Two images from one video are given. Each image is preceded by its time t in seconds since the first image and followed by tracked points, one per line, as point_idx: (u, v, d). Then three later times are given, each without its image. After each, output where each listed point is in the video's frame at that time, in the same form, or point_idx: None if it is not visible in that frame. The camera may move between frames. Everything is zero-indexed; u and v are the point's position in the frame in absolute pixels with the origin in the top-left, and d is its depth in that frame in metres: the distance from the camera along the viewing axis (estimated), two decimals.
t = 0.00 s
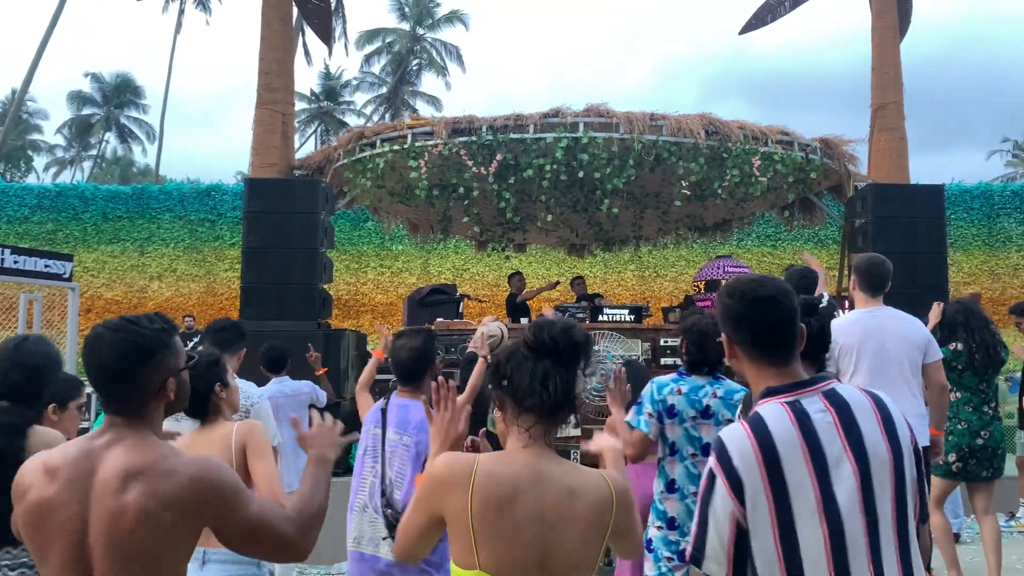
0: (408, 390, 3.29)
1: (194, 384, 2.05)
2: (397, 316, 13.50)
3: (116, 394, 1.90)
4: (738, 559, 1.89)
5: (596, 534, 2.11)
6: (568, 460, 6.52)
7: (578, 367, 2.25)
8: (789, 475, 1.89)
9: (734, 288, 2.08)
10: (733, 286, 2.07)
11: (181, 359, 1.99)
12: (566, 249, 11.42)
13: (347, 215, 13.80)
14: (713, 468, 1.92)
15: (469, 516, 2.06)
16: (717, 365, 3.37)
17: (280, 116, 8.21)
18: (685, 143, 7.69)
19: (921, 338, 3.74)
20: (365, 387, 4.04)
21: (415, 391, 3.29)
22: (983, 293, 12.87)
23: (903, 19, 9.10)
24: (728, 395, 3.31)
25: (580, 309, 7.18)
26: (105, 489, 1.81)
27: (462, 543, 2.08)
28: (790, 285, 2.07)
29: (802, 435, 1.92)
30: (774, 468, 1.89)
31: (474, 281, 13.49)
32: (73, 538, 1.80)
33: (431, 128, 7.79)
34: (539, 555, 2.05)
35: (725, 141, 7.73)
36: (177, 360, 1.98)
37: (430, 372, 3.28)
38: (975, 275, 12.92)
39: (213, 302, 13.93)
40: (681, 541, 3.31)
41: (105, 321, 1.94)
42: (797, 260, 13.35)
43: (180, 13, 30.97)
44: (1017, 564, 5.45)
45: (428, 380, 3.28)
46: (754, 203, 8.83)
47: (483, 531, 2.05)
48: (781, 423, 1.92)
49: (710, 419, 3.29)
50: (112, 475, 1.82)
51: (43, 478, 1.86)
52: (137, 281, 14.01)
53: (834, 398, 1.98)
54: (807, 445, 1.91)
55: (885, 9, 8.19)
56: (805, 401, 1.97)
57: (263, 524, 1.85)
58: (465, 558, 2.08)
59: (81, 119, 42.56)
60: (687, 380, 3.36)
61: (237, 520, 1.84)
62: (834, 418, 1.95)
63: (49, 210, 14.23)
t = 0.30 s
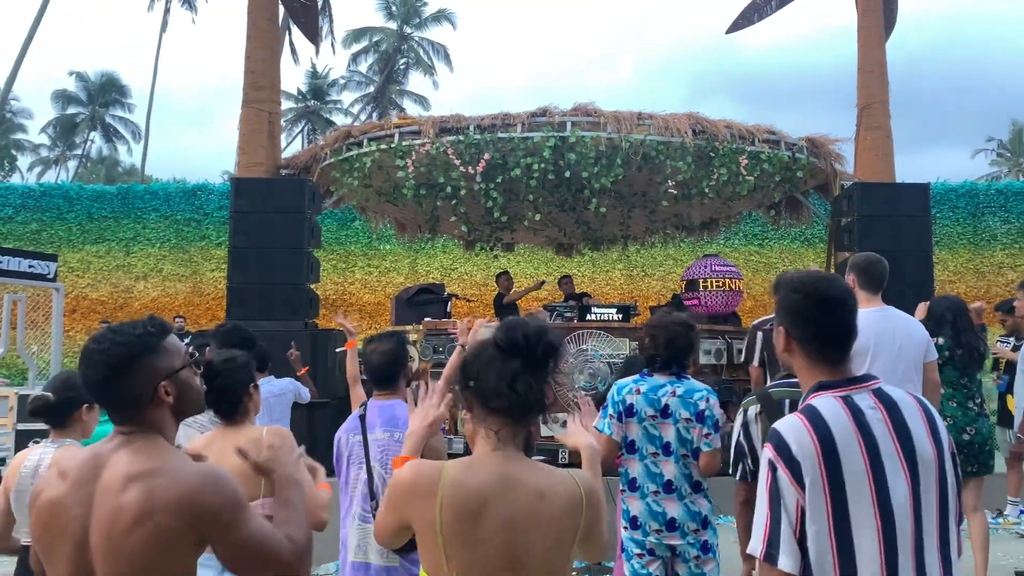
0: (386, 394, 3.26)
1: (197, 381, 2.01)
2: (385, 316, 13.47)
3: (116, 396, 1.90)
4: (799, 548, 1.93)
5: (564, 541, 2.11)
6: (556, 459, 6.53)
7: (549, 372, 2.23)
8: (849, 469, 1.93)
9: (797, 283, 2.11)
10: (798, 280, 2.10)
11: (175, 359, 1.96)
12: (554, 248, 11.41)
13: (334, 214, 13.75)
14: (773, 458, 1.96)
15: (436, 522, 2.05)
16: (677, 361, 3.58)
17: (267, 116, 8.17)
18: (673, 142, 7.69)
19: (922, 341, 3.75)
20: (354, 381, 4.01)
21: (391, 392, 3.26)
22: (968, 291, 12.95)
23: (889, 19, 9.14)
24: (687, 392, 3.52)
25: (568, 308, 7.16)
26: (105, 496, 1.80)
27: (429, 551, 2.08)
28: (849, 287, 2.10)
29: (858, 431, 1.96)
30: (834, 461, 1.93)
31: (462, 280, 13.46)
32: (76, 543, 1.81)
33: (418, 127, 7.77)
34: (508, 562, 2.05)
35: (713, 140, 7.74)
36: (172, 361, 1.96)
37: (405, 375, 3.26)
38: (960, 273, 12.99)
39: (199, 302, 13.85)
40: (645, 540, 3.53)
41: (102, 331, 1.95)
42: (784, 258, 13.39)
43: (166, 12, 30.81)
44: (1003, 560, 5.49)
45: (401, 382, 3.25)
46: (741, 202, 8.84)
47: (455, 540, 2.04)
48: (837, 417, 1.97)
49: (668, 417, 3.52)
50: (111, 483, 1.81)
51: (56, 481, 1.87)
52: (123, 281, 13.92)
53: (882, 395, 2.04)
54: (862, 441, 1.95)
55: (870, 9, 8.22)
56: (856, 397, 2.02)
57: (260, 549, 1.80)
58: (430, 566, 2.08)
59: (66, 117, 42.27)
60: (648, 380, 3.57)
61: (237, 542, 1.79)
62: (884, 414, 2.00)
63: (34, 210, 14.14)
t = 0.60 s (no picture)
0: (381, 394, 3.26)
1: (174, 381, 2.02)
2: (377, 314, 13.45)
3: (94, 395, 1.87)
4: (793, 522, 2.03)
5: (510, 534, 1.96)
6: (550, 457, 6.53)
7: (499, 344, 2.08)
8: (848, 458, 1.99)
9: (846, 271, 2.10)
10: (847, 269, 2.09)
11: (161, 359, 1.96)
12: (546, 246, 11.40)
13: (326, 212, 13.74)
14: (776, 433, 2.06)
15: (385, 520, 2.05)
16: (665, 353, 3.57)
17: (257, 114, 8.14)
18: (664, 139, 7.70)
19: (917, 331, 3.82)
20: (345, 378, 3.98)
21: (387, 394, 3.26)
22: (959, 287, 12.99)
23: (879, 15, 9.15)
24: (694, 384, 3.56)
25: (560, 305, 7.15)
26: (82, 500, 1.78)
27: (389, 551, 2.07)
28: (897, 284, 2.09)
29: (868, 423, 2.00)
30: (834, 447, 1.99)
31: (454, 278, 13.43)
32: (50, 549, 1.77)
33: (409, 125, 7.71)
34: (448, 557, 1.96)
35: (704, 138, 7.74)
36: (157, 359, 1.95)
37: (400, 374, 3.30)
38: (951, 270, 13.03)
39: (190, 301, 13.80)
40: (658, 536, 3.56)
41: (85, 323, 1.91)
42: (776, 255, 13.42)
43: (157, 10, 30.74)
44: (995, 555, 5.51)
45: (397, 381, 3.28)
46: (732, 199, 8.86)
47: (403, 536, 2.02)
48: (849, 406, 2.02)
49: (682, 412, 3.53)
50: (89, 487, 1.78)
51: (18, 483, 1.82)
52: (114, 280, 13.87)
53: (905, 396, 2.05)
54: (870, 433, 1.99)
55: (860, 6, 8.23)
56: (876, 391, 2.05)
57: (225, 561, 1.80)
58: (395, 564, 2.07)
59: (55, 116, 42.07)
60: (653, 379, 3.57)
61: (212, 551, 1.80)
62: (901, 414, 2.02)
63: (23, 209, 14.08)
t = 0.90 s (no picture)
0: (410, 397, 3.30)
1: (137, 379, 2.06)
2: (375, 313, 13.45)
3: (63, 393, 1.89)
4: (757, 499, 2.18)
5: (480, 527, 1.94)
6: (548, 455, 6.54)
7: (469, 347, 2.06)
8: (818, 448, 2.05)
9: (867, 272, 2.14)
10: (869, 270, 2.13)
11: (128, 359, 1.98)
12: (543, 244, 11.40)
13: (323, 211, 13.73)
14: (755, 417, 2.17)
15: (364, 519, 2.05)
16: (692, 350, 3.62)
17: (254, 113, 8.12)
18: (661, 137, 7.70)
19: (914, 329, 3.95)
20: (355, 372, 3.98)
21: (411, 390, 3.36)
22: (955, 285, 13.02)
23: (876, 13, 9.15)
24: (712, 381, 3.63)
25: (558, 304, 7.16)
26: (54, 494, 1.80)
27: (370, 552, 2.06)
28: (913, 290, 2.12)
29: (844, 417, 2.04)
30: (805, 435, 2.06)
31: (451, 277, 13.41)
32: (20, 542, 1.80)
33: (406, 123, 7.69)
34: (428, 549, 1.96)
35: (701, 136, 7.74)
36: (124, 359, 1.98)
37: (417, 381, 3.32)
38: (948, 267, 13.05)
39: (187, 300, 13.78)
40: (672, 529, 3.60)
41: (49, 323, 1.92)
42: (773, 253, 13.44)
43: (153, 9, 30.69)
44: (992, 552, 5.52)
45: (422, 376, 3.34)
46: (729, 197, 8.86)
47: (384, 530, 2.02)
48: (829, 399, 2.07)
49: (702, 407, 3.59)
50: (60, 480, 1.82)
51: None
52: (110, 280, 13.84)
53: (895, 399, 2.06)
54: (844, 427, 2.04)
55: (857, 4, 8.24)
56: (865, 387, 2.07)
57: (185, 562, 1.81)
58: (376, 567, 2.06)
59: (52, 115, 42.01)
60: (673, 373, 3.61)
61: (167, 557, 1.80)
62: (886, 413, 2.04)
63: (20, 208, 14.06)
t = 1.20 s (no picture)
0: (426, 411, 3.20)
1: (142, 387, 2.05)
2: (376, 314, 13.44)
3: (75, 404, 1.88)
4: (700, 500, 2.28)
5: (491, 517, 1.95)
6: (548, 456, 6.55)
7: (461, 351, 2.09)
8: (747, 447, 2.12)
9: (816, 277, 2.19)
10: (816, 275, 2.18)
11: (132, 365, 1.98)
12: (544, 245, 11.40)
13: (324, 212, 13.78)
14: (696, 427, 2.26)
15: (370, 526, 2.04)
16: (681, 345, 3.57)
17: (255, 114, 8.13)
18: (661, 138, 7.70)
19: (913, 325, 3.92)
20: (358, 374, 3.97)
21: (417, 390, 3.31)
22: (957, 285, 13.00)
23: (876, 13, 9.14)
24: (698, 385, 3.55)
25: (559, 304, 7.18)
26: (78, 504, 1.80)
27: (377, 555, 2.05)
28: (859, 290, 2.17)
29: (769, 418, 2.10)
30: (732, 437, 2.15)
31: (452, 278, 13.38)
32: (48, 555, 1.79)
33: (407, 125, 7.71)
34: (440, 552, 1.95)
35: (701, 137, 7.75)
36: (128, 365, 1.98)
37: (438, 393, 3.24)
38: (949, 267, 13.04)
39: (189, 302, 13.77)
40: (655, 528, 3.63)
41: (52, 338, 1.93)
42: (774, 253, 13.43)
43: (154, 10, 30.70)
44: (993, 553, 5.51)
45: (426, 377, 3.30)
46: (730, 198, 8.87)
47: (393, 536, 2.01)
48: (757, 400, 2.14)
49: (683, 410, 3.55)
50: (83, 490, 1.81)
51: (7, 492, 1.84)
52: (111, 281, 13.85)
53: (832, 397, 2.09)
54: (770, 424, 2.09)
55: (857, 4, 8.24)
56: (800, 387, 2.12)
57: (234, 554, 1.83)
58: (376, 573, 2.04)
59: (53, 117, 42.02)
60: (658, 374, 3.59)
61: (210, 545, 1.82)
62: (818, 412, 2.07)
63: (22, 210, 14.08)
